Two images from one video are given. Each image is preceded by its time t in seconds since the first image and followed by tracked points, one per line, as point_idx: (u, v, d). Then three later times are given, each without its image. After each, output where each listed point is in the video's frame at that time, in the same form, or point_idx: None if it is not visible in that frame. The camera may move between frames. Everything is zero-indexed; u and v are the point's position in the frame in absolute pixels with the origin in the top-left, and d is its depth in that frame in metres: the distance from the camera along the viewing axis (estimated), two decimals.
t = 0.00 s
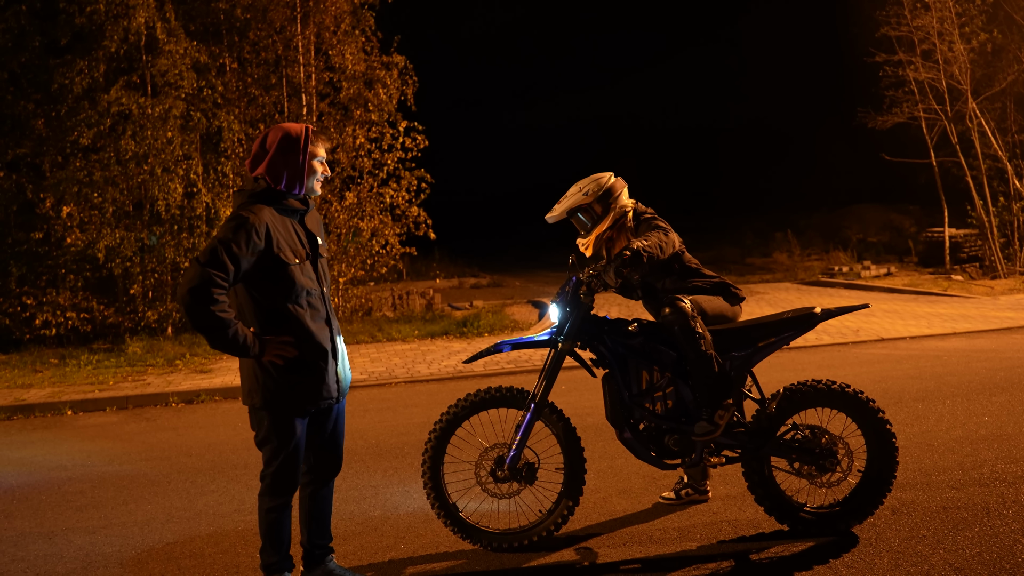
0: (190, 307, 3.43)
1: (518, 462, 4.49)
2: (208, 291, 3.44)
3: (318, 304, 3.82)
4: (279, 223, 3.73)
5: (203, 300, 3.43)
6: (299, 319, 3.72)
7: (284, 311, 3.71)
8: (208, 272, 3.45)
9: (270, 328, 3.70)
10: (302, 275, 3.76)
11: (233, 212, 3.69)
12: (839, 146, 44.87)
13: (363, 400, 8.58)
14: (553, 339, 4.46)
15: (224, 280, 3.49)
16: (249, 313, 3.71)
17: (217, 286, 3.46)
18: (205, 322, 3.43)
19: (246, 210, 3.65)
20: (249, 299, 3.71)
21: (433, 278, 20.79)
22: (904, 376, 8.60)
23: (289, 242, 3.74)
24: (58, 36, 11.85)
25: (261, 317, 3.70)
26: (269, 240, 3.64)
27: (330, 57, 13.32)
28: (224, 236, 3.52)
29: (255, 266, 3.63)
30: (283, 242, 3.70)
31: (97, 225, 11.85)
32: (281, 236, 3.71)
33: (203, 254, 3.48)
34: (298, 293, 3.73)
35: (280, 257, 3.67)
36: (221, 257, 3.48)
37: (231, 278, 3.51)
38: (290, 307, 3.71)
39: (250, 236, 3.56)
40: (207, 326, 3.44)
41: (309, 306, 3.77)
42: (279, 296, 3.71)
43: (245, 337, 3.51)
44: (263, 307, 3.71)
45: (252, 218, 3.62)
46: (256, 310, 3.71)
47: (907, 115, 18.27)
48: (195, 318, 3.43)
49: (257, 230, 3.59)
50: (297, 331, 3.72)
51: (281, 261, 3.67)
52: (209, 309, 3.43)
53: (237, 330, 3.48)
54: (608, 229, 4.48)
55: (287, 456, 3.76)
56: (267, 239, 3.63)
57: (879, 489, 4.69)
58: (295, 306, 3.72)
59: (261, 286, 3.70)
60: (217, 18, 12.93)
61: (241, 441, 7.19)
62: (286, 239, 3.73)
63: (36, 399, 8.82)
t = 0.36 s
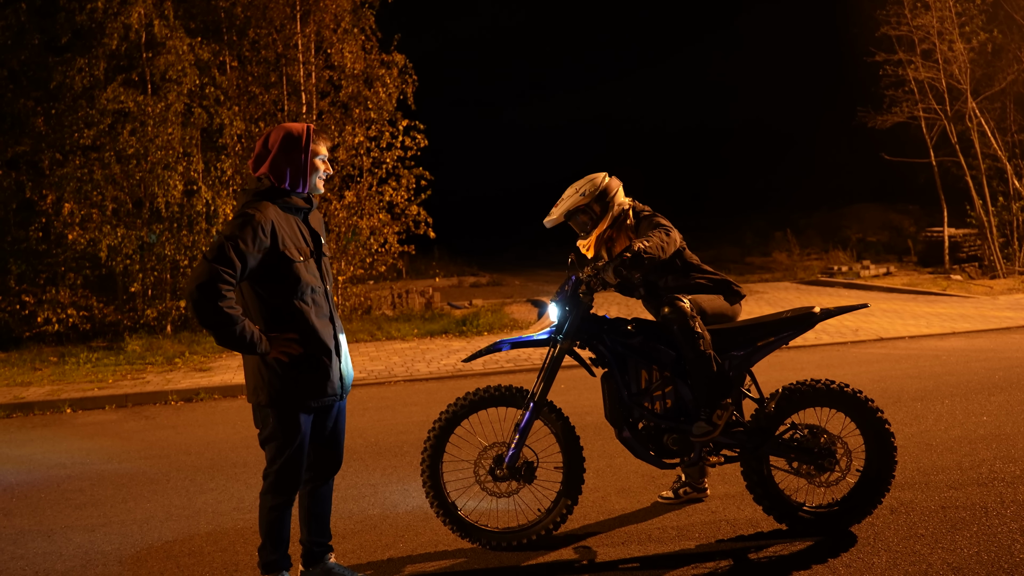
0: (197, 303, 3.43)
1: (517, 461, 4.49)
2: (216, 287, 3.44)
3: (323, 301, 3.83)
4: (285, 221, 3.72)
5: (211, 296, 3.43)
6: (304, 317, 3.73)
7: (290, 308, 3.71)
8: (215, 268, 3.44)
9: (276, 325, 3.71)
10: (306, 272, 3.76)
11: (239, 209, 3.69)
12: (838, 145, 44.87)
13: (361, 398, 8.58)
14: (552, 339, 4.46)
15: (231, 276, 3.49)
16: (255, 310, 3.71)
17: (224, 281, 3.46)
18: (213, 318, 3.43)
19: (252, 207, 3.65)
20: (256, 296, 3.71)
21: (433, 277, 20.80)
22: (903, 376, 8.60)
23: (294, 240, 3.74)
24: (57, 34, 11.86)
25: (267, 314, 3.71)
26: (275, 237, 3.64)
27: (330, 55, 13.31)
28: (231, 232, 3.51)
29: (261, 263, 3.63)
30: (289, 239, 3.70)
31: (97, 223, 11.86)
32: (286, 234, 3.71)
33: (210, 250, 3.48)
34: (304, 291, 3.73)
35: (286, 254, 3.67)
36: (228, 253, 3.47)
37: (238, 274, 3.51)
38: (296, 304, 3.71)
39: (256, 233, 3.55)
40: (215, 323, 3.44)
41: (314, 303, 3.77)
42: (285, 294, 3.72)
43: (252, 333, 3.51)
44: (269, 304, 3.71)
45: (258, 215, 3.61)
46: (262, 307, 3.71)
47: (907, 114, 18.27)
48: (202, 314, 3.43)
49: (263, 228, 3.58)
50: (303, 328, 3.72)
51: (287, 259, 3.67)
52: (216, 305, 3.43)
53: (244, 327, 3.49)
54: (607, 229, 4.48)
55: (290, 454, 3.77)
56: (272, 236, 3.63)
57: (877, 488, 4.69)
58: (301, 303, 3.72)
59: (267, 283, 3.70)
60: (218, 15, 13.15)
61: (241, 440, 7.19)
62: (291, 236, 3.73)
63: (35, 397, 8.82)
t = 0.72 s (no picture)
0: (199, 303, 3.44)
1: (514, 462, 4.50)
2: (217, 287, 3.45)
3: (322, 301, 3.83)
4: (284, 221, 3.73)
5: (212, 295, 3.44)
6: (305, 316, 3.73)
7: (290, 307, 3.72)
8: (217, 268, 3.45)
9: (276, 325, 3.71)
10: (307, 272, 3.77)
11: (237, 210, 3.70)
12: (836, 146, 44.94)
13: (358, 400, 8.58)
14: (550, 339, 4.46)
15: (232, 276, 3.50)
16: (255, 310, 3.71)
17: (226, 281, 3.47)
18: (215, 318, 3.44)
19: (252, 207, 3.66)
20: (256, 296, 3.71)
21: (430, 278, 20.80)
22: (900, 376, 8.61)
23: (294, 240, 3.75)
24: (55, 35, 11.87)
25: (267, 314, 3.71)
26: (276, 237, 3.65)
27: (327, 56, 13.32)
28: (232, 232, 3.52)
29: (262, 262, 3.64)
30: (289, 240, 3.71)
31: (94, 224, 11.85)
32: (286, 233, 3.71)
33: (212, 249, 3.48)
34: (304, 290, 3.74)
35: (286, 254, 3.68)
36: (229, 252, 3.48)
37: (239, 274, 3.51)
38: (297, 304, 3.72)
39: (257, 233, 3.56)
40: (217, 323, 3.44)
41: (314, 303, 3.78)
42: (286, 293, 3.72)
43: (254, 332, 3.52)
44: (269, 304, 3.71)
45: (259, 215, 3.61)
46: (262, 307, 3.71)
47: (904, 115, 18.31)
48: (204, 313, 3.44)
49: (263, 228, 3.59)
50: (303, 328, 3.73)
51: (287, 258, 3.68)
52: (217, 305, 3.44)
53: (246, 326, 3.49)
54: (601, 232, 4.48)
55: (287, 453, 3.77)
56: (273, 236, 3.63)
57: (873, 488, 4.70)
58: (301, 303, 3.73)
59: (267, 283, 3.70)
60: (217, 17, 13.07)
61: (238, 441, 7.19)
62: (291, 236, 3.74)
63: (32, 399, 8.82)
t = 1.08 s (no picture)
0: (197, 307, 3.43)
1: (507, 466, 4.50)
2: (216, 291, 3.43)
3: (320, 305, 3.82)
4: (284, 225, 3.71)
5: (211, 299, 3.43)
6: (302, 321, 3.72)
7: (288, 311, 3.70)
8: (216, 272, 3.44)
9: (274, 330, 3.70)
10: (305, 277, 3.76)
11: (236, 214, 3.68)
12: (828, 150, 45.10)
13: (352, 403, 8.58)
14: (543, 343, 4.45)
15: (231, 280, 3.49)
16: (253, 314, 3.69)
17: (225, 286, 3.46)
18: (213, 322, 3.43)
19: (251, 212, 3.64)
20: (253, 301, 3.70)
21: (424, 282, 20.79)
22: (892, 380, 8.64)
23: (293, 244, 3.73)
24: (48, 38, 11.86)
25: (264, 317, 3.69)
26: (275, 242, 3.64)
27: (320, 60, 13.32)
28: (230, 236, 3.51)
29: (261, 267, 3.62)
30: (289, 244, 3.70)
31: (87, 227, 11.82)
32: (285, 238, 3.70)
33: (211, 254, 3.47)
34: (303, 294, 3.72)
35: (285, 258, 3.66)
36: (228, 257, 3.47)
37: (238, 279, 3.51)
38: (295, 308, 3.70)
39: (256, 238, 3.55)
40: (215, 327, 3.43)
41: (312, 307, 3.77)
42: (284, 298, 3.71)
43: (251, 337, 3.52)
44: (266, 308, 3.70)
45: (258, 220, 3.60)
46: (260, 311, 3.69)
47: (896, 120, 18.38)
48: (201, 317, 3.42)
49: (262, 232, 3.58)
50: (300, 333, 3.72)
51: (286, 263, 3.67)
52: (216, 309, 3.43)
53: (244, 331, 3.49)
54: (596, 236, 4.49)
55: (281, 458, 3.76)
56: (272, 241, 3.62)
57: (866, 492, 4.71)
58: (300, 309, 3.72)
59: (265, 287, 3.69)
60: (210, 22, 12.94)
61: (231, 445, 7.16)
62: (291, 240, 3.72)
63: (23, 402, 8.78)
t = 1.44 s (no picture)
0: (226, 297, 3.39)
1: (505, 466, 4.49)
2: (245, 282, 3.40)
3: (352, 308, 3.72)
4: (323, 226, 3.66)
5: (238, 290, 3.40)
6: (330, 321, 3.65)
7: (316, 312, 3.64)
8: (247, 264, 3.42)
9: (301, 328, 3.63)
10: (338, 279, 3.68)
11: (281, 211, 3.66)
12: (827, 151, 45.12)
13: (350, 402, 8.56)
14: (541, 342, 4.46)
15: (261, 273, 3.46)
16: (283, 310, 3.65)
17: (254, 279, 3.42)
18: (236, 311, 3.39)
19: (294, 212, 3.63)
20: (286, 298, 3.64)
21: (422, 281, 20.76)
22: (890, 380, 8.64)
23: (331, 245, 3.66)
24: (46, 35, 11.84)
25: (293, 315, 3.64)
26: (311, 240, 3.59)
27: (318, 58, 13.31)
28: (267, 233, 3.51)
29: (294, 264, 3.58)
30: (326, 245, 3.64)
31: (84, 225, 11.80)
32: (323, 239, 3.64)
33: (247, 245, 3.47)
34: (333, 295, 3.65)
35: (319, 258, 3.61)
36: (261, 250, 3.47)
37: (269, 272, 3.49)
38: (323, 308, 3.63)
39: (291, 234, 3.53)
40: (240, 317, 3.39)
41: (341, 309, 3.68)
42: (314, 297, 3.64)
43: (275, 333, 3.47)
44: (297, 306, 3.63)
45: (297, 220, 3.59)
46: (291, 309, 3.64)
47: (895, 121, 18.38)
48: (227, 308, 3.40)
49: (299, 232, 3.56)
50: (326, 334, 3.65)
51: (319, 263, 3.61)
52: (241, 299, 3.40)
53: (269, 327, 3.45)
54: (617, 206, 4.53)
55: (297, 455, 3.75)
56: (309, 240, 3.59)
57: (865, 492, 4.71)
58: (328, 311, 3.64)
59: (298, 285, 3.62)
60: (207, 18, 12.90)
61: (229, 444, 7.15)
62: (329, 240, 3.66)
63: (20, 401, 8.76)
